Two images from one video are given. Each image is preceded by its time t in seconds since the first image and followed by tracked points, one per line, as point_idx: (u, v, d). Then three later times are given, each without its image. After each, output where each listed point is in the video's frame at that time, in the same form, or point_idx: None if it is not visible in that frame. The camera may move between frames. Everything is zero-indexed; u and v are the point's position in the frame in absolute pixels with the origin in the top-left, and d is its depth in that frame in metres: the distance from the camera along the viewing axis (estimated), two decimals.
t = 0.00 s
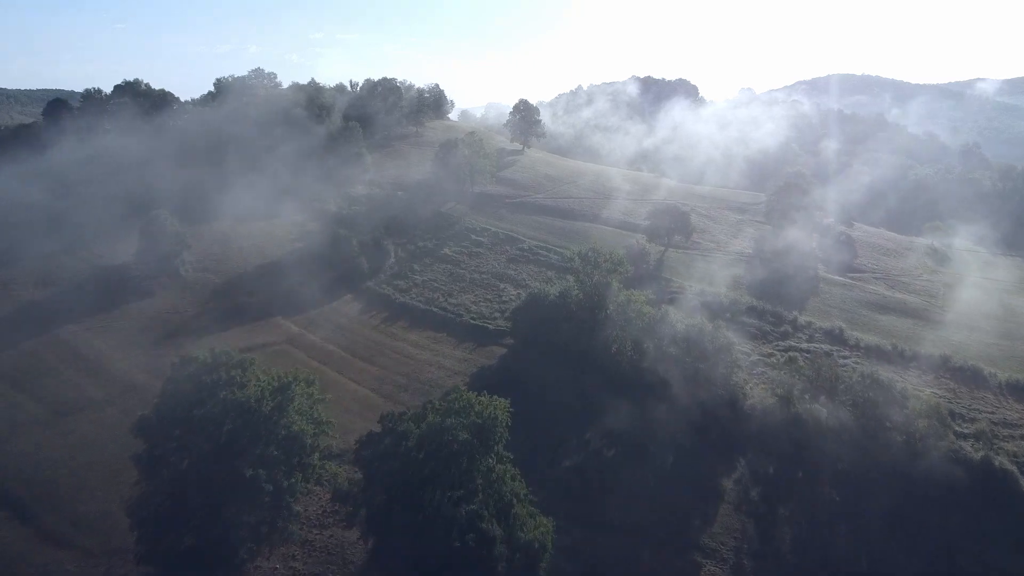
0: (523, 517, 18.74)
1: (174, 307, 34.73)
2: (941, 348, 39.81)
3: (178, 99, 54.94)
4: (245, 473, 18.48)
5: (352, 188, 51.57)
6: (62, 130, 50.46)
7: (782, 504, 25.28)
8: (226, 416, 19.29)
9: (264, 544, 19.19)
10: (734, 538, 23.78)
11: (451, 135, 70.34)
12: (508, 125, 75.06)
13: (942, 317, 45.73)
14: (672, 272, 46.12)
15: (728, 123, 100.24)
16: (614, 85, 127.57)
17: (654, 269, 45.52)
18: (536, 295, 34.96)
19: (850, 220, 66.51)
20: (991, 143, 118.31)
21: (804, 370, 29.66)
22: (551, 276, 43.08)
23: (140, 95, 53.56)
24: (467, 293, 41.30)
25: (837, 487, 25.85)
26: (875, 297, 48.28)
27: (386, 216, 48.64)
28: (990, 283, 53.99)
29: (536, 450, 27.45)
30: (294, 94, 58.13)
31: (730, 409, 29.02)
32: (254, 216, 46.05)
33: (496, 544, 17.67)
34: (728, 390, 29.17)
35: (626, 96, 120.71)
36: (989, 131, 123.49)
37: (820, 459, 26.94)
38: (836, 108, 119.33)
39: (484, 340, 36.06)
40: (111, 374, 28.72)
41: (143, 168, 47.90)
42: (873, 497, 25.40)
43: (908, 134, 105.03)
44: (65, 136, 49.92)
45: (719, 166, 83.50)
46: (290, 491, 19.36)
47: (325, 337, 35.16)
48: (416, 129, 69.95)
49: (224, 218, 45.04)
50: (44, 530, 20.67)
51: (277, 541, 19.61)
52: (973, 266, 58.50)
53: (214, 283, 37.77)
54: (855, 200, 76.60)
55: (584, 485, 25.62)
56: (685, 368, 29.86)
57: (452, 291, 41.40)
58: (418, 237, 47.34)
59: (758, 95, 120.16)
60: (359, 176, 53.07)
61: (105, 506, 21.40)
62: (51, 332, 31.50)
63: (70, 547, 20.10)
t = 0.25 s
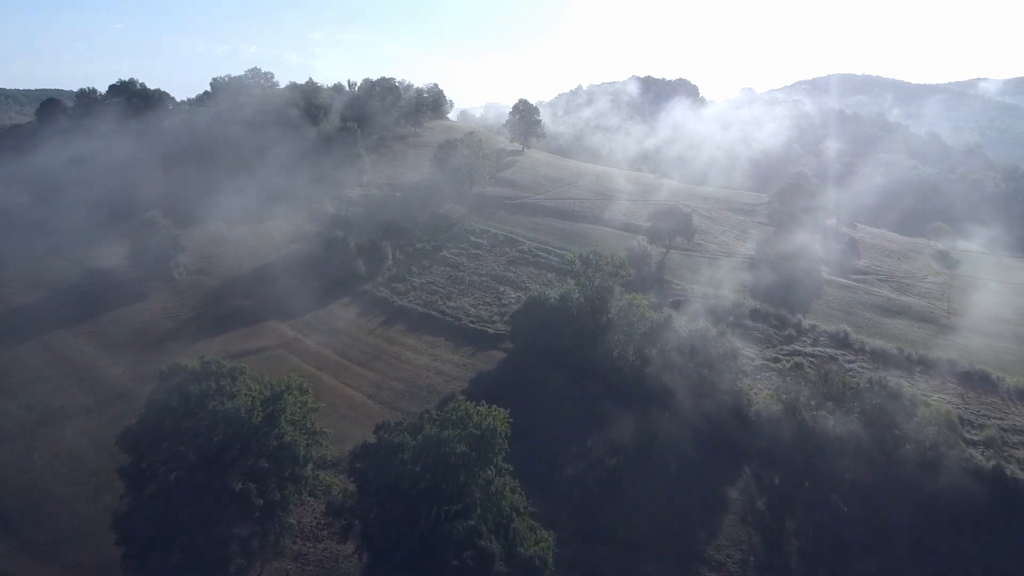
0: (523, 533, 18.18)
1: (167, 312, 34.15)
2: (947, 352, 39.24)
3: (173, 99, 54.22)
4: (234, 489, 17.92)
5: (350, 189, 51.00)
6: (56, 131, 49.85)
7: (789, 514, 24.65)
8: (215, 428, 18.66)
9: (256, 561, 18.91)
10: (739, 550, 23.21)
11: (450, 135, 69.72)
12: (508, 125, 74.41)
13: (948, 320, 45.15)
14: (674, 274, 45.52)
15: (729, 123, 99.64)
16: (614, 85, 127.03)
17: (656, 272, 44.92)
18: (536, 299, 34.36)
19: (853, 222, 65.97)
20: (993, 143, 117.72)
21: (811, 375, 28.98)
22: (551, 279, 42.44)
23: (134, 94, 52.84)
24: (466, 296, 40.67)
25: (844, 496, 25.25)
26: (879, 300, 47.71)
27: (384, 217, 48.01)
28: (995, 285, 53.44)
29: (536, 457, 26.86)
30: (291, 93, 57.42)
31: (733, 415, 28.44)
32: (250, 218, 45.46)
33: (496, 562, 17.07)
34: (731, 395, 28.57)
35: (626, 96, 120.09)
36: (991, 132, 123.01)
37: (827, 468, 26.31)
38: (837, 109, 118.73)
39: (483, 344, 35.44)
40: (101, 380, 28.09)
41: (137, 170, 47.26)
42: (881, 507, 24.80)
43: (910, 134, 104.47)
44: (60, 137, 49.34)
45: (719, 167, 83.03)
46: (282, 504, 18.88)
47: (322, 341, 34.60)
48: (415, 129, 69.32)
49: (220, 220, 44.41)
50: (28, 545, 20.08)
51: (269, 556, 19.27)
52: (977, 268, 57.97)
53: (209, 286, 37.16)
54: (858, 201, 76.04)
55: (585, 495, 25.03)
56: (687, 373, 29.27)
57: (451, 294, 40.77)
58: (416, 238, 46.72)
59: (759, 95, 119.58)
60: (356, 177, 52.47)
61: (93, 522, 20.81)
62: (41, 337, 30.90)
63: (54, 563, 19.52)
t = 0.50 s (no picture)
0: (523, 551, 17.38)
1: (159, 316, 33.50)
2: (954, 357, 38.60)
3: (168, 99, 53.55)
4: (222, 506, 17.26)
5: (347, 191, 50.32)
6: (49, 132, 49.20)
7: (797, 526, 23.92)
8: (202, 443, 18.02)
9: None
10: (747, 564, 22.47)
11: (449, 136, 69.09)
12: (508, 125, 73.69)
13: (954, 323, 44.53)
14: (677, 277, 44.88)
15: (731, 123, 98.97)
16: (615, 84, 126.45)
17: (658, 275, 44.27)
18: (536, 303, 33.72)
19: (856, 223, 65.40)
20: (996, 143, 117.09)
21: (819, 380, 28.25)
22: (552, 282, 41.81)
23: (128, 93, 52.09)
24: (465, 299, 39.98)
25: (854, 508, 24.53)
26: (884, 302, 47.09)
27: (382, 219, 47.37)
28: (1001, 288, 52.82)
29: (536, 466, 26.20)
30: (288, 93, 56.76)
31: (738, 422, 27.80)
32: (246, 220, 44.82)
33: None
34: (735, 402, 27.94)
35: (627, 96, 119.42)
36: (993, 132, 122.51)
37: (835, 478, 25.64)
38: (839, 109, 118.12)
39: (482, 349, 34.77)
40: (90, 387, 27.44)
41: (131, 171, 46.63)
42: (893, 519, 24.10)
43: (912, 135, 103.90)
44: (53, 138, 48.71)
45: (721, 168, 82.41)
46: (272, 519, 17.99)
47: (317, 346, 33.97)
48: (414, 129, 68.68)
49: (215, 223, 43.77)
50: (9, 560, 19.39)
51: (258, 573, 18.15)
52: (982, 271, 57.37)
53: (202, 289, 36.52)
54: (861, 202, 75.49)
55: (587, 505, 24.33)
56: (691, 380, 28.61)
57: (450, 297, 40.09)
58: (414, 240, 46.05)
59: (761, 95, 119.02)
60: (354, 178, 51.84)
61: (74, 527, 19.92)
62: (29, 342, 30.24)
63: None
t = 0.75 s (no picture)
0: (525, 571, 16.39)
1: (151, 321, 32.85)
2: (961, 361, 38.01)
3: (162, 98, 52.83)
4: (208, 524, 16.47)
5: (345, 192, 49.66)
6: (43, 134, 48.64)
7: (805, 539, 23.30)
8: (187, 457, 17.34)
9: None
10: None
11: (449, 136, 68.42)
12: (507, 125, 72.94)
13: (960, 327, 43.95)
14: (679, 280, 44.30)
15: (733, 124, 98.27)
16: (615, 84, 125.74)
17: (659, 279, 43.66)
18: (536, 307, 33.09)
19: (859, 224, 64.79)
20: (999, 143, 116.43)
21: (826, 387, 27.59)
22: (552, 285, 41.14)
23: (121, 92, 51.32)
24: (464, 303, 39.30)
25: (862, 521, 23.99)
26: (889, 305, 46.49)
27: (379, 221, 46.73)
28: (1007, 290, 52.25)
29: (536, 476, 25.58)
30: (285, 92, 56.07)
31: (740, 430, 27.32)
32: (241, 221, 44.12)
33: None
34: (738, 410, 27.42)
35: (627, 96, 118.71)
36: (995, 132, 121.97)
37: (843, 491, 25.11)
38: (841, 108, 117.48)
39: (481, 354, 34.12)
40: (77, 395, 26.81)
41: (125, 174, 46.02)
42: (902, 533, 23.57)
43: (915, 135, 103.32)
44: (46, 140, 48.11)
45: (722, 168, 81.75)
46: (261, 537, 17.12)
47: (313, 351, 33.33)
48: (413, 129, 67.99)
49: (209, 224, 43.08)
50: None
51: None
52: (986, 273, 56.83)
53: (195, 294, 35.86)
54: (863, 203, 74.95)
55: (588, 517, 23.70)
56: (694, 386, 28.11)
57: (448, 300, 39.43)
58: (413, 242, 45.40)
59: (762, 95, 118.36)
60: (351, 179, 51.19)
61: (47, 527, 18.95)
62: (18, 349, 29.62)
63: None
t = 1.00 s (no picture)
0: None
1: (143, 325, 32.20)
2: (968, 365, 37.44)
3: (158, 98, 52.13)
4: (194, 542, 15.85)
5: (342, 193, 49.03)
6: (35, 134, 47.97)
7: (813, 550, 22.70)
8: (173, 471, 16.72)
9: None
10: None
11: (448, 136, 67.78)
12: (507, 125, 72.29)
13: (967, 329, 43.36)
14: (680, 283, 43.72)
15: (734, 124, 97.65)
16: (615, 84, 125.05)
17: (661, 281, 43.08)
18: (536, 311, 32.46)
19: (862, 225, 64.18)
20: (1001, 144, 115.84)
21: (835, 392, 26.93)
22: (553, 288, 40.51)
23: (115, 91, 50.63)
24: (463, 306, 38.68)
25: (871, 533, 23.47)
26: (894, 307, 45.90)
27: (377, 222, 46.13)
28: (1012, 292, 51.71)
29: (537, 485, 24.99)
30: (282, 92, 55.43)
31: (746, 439, 26.76)
32: (236, 223, 43.48)
33: None
34: (744, 417, 26.86)
35: (628, 96, 118.05)
36: (997, 132, 121.42)
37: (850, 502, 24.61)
38: (843, 108, 116.82)
39: (480, 359, 33.51)
40: (65, 402, 26.17)
41: (119, 175, 45.36)
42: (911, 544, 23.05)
43: (917, 135, 102.75)
44: (39, 140, 47.43)
45: (724, 169, 81.12)
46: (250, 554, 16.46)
47: (309, 355, 32.71)
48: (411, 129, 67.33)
49: (204, 226, 42.43)
50: None
51: None
52: (991, 274, 56.30)
53: (189, 297, 35.20)
54: (866, 204, 74.38)
55: (591, 527, 23.09)
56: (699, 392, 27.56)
57: (447, 304, 38.80)
58: (412, 244, 44.78)
59: (763, 95, 117.70)
60: (349, 180, 50.55)
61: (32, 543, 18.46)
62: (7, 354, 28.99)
63: None
